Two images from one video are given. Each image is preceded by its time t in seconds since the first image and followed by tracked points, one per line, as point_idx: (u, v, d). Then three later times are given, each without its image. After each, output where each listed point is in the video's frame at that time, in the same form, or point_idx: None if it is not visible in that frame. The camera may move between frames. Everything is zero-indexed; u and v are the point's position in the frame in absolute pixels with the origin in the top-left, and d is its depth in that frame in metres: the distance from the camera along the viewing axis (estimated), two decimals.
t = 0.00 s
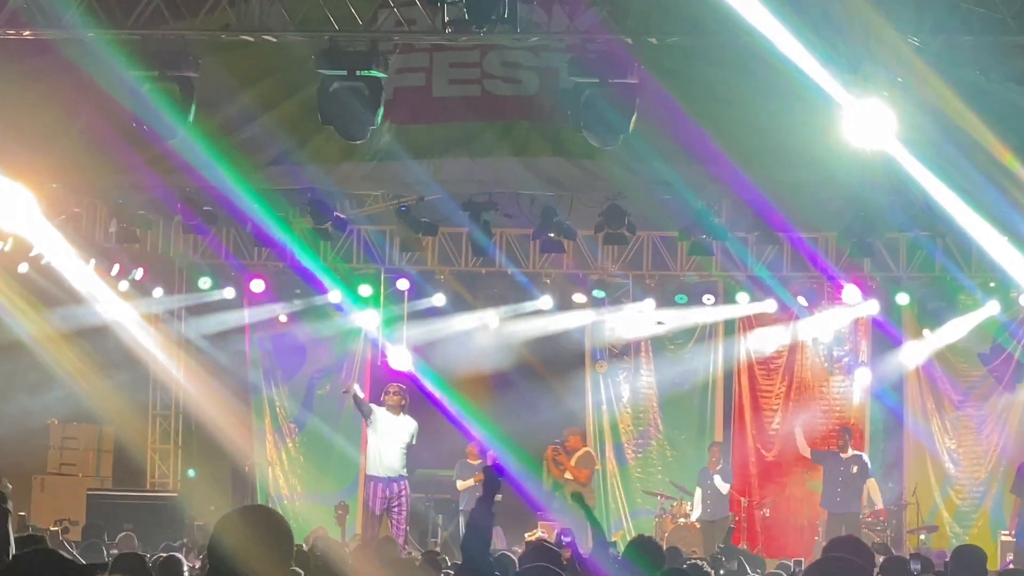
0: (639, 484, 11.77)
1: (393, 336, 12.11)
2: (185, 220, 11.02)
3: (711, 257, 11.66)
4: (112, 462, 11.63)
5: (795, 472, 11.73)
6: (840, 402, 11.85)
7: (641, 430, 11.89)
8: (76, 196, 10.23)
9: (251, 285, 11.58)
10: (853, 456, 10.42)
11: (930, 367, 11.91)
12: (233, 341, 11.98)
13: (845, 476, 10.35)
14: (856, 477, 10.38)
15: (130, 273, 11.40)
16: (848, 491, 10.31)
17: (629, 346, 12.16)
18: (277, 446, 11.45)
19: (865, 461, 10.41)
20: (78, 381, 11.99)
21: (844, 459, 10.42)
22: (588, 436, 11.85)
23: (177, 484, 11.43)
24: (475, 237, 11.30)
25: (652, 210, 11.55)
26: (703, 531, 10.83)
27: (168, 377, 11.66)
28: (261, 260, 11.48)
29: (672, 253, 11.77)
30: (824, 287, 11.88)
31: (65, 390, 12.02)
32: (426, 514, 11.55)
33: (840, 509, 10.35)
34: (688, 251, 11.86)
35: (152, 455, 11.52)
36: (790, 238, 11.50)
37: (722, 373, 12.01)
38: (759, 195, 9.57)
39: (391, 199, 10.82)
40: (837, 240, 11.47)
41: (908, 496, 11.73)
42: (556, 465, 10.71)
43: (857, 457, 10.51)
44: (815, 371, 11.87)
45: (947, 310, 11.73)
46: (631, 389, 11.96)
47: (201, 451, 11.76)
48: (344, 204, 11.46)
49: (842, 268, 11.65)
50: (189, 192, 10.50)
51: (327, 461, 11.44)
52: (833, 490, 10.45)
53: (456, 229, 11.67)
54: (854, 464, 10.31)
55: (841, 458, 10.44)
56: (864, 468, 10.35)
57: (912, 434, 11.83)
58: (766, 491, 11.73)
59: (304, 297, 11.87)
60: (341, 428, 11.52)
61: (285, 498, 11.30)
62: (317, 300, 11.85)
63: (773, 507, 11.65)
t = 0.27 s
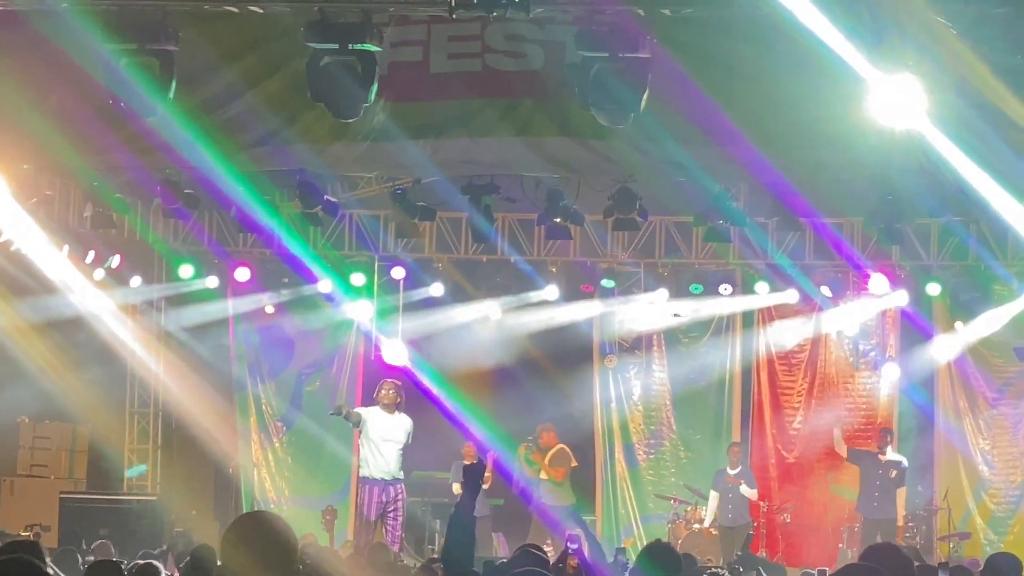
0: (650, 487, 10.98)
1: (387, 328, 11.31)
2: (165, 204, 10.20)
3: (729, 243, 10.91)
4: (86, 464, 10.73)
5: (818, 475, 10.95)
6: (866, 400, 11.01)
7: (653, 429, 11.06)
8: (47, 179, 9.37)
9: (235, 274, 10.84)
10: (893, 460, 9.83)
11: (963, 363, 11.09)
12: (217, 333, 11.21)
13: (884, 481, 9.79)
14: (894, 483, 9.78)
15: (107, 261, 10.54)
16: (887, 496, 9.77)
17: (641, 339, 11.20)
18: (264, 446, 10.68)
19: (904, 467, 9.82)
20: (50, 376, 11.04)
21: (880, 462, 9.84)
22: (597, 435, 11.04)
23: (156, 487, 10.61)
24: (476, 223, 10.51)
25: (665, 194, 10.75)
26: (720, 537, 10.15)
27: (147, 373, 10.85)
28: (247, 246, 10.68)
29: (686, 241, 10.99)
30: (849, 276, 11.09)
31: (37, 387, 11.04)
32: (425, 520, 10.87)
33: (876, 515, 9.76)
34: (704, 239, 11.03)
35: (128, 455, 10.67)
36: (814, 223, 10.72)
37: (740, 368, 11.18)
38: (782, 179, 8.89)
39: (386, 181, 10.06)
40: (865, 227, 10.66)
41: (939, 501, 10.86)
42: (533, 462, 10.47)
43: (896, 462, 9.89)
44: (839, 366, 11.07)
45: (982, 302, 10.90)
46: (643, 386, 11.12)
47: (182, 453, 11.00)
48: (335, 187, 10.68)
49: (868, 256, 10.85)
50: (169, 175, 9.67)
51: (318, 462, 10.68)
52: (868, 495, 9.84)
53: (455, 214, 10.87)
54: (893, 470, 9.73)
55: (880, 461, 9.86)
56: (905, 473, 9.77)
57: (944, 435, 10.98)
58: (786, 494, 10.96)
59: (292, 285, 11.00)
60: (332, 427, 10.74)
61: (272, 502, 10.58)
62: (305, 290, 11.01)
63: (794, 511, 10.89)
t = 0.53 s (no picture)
0: (665, 490, 10.09)
1: (379, 318, 10.38)
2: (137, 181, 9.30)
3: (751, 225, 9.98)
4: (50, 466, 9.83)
5: (847, 478, 10.06)
6: (899, 395, 10.13)
7: (668, 427, 10.17)
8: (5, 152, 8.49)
9: (213, 257, 9.91)
10: (937, 463, 9.01)
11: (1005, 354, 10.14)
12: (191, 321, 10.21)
13: (926, 486, 8.97)
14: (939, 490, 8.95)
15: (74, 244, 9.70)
16: (930, 501, 8.96)
17: (656, 329, 10.30)
18: (245, 446, 9.79)
19: (950, 471, 8.98)
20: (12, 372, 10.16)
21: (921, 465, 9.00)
22: (607, 434, 10.16)
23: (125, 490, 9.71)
24: (475, 202, 9.61)
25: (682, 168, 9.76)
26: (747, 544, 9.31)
27: (116, 365, 9.88)
28: (226, 227, 9.77)
29: (705, 222, 10.08)
30: (882, 261, 10.14)
31: None
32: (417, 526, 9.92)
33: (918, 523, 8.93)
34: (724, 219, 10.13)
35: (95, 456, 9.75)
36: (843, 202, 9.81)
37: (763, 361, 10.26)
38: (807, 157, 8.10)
39: (378, 155, 9.21)
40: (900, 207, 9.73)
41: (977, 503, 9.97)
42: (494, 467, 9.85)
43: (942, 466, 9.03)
44: (871, 359, 10.17)
45: None
46: (657, 380, 10.23)
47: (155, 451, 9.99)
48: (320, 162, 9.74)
49: (902, 239, 9.89)
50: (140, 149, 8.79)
51: (304, 463, 9.81)
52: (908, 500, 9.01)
53: (452, 192, 9.97)
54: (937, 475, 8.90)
55: (922, 463, 9.03)
56: (951, 479, 8.94)
57: (985, 433, 10.07)
58: (812, 498, 10.09)
59: (275, 271, 10.10)
60: (320, 425, 9.86)
61: (253, 506, 9.70)
62: (289, 275, 10.11)
63: (820, 517, 10.01)
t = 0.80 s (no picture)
0: (688, 492, 9.14)
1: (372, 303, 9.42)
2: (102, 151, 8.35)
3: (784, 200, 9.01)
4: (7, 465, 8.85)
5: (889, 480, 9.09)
6: (947, 388, 9.10)
7: (691, 424, 9.21)
8: None
9: (187, 236, 9.03)
10: (995, 464, 8.04)
11: None
12: (162, 307, 9.20)
13: (982, 489, 8.00)
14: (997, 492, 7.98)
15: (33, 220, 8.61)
16: (987, 508, 7.99)
17: (676, 315, 9.31)
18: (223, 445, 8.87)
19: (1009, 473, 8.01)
20: None
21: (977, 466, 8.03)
22: (624, 431, 9.22)
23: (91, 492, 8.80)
24: (478, 174, 8.65)
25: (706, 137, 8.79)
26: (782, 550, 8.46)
27: (80, 355, 8.90)
28: (202, 203, 8.88)
29: (731, 196, 9.11)
30: (927, 240, 9.14)
31: None
32: (413, 532, 8.98)
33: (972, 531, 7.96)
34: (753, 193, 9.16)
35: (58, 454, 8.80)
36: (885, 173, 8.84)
37: (795, 350, 9.28)
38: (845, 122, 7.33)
39: (367, 121, 8.22)
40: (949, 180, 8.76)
41: None
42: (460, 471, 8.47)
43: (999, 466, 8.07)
44: (915, 348, 9.17)
45: None
46: (678, 372, 9.27)
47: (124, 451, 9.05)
48: (304, 131, 8.69)
49: (949, 215, 8.94)
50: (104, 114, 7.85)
51: (288, 464, 8.89)
52: (961, 504, 8.04)
53: (452, 164, 9.02)
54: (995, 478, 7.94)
55: (978, 465, 8.06)
56: (1010, 481, 7.97)
57: None
58: (850, 502, 9.13)
59: (256, 251, 9.18)
60: (305, 422, 8.93)
61: (231, 511, 8.79)
62: (271, 256, 9.17)
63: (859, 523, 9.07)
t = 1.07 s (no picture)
0: (711, 493, 8.39)
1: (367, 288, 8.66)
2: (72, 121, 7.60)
3: (816, 173, 8.27)
4: None
5: (931, 479, 8.32)
6: (994, 378, 8.36)
7: (714, 418, 8.44)
8: None
9: (165, 214, 8.26)
10: None
11: None
12: (138, 291, 8.42)
13: None
14: None
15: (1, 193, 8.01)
16: None
17: (698, 300, 8.52)
18: (204, 442, 8.16)
19: None
20: None
21: None
22: (642, 425, 8.48)
23: (61, 494, 8.12)
24: (481, 146, 7.88)
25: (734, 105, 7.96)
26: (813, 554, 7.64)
27: (48, 343, 8.14)
28: (182, 176, 8.12)
29: (758, 169, 8.36)
30: (972, 217, 8.38)
31: None
32: (411, 536, 8.25)
33: None
34: (781, 167, 8.42)
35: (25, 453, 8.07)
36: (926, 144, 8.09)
37: (829, 338, 8.48)
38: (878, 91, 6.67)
39: (362, 88, 7.48)
40: (994, 152, 8.01)
41: None
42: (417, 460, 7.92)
43: None
44: (958, 335, 8.41)
45: None
46: (700, 361, 8.49)
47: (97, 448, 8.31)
48: (293, 98, 7.86)
49: (998, 190, 8.13)
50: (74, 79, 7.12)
51: (276, 461, 8.18)
52: (1014, 508, 7.30)
53: (453, 135, 8.28)
54: None
55: None
56: None
57: None
58: (888, 503, 8.37)
59: (240, 230, 8.41)
60: (295, 417, 8.23)
61: (213, 513, 8.12)
62: (254, 236, 8.42)
63: (898, 526, 8.30)
